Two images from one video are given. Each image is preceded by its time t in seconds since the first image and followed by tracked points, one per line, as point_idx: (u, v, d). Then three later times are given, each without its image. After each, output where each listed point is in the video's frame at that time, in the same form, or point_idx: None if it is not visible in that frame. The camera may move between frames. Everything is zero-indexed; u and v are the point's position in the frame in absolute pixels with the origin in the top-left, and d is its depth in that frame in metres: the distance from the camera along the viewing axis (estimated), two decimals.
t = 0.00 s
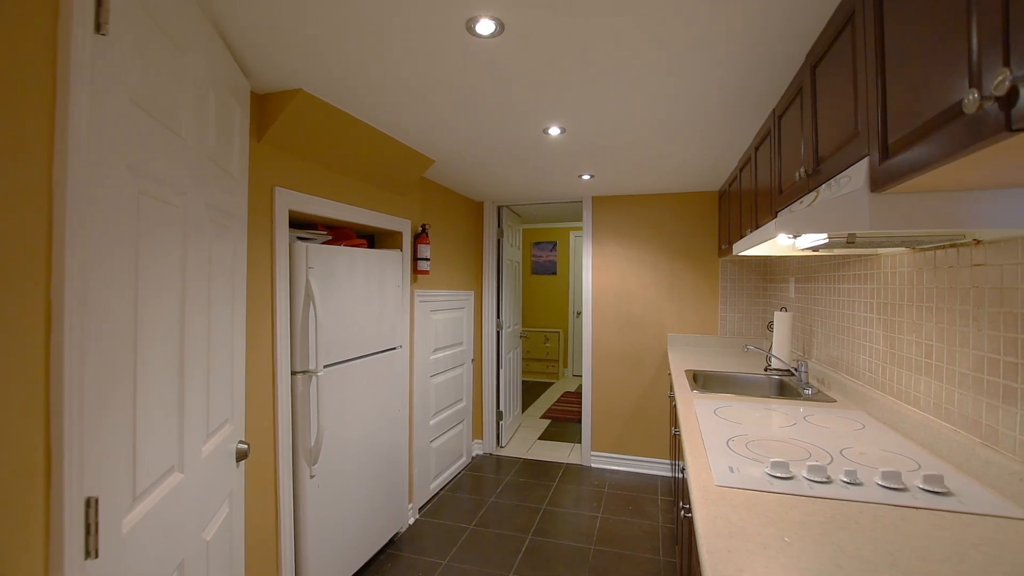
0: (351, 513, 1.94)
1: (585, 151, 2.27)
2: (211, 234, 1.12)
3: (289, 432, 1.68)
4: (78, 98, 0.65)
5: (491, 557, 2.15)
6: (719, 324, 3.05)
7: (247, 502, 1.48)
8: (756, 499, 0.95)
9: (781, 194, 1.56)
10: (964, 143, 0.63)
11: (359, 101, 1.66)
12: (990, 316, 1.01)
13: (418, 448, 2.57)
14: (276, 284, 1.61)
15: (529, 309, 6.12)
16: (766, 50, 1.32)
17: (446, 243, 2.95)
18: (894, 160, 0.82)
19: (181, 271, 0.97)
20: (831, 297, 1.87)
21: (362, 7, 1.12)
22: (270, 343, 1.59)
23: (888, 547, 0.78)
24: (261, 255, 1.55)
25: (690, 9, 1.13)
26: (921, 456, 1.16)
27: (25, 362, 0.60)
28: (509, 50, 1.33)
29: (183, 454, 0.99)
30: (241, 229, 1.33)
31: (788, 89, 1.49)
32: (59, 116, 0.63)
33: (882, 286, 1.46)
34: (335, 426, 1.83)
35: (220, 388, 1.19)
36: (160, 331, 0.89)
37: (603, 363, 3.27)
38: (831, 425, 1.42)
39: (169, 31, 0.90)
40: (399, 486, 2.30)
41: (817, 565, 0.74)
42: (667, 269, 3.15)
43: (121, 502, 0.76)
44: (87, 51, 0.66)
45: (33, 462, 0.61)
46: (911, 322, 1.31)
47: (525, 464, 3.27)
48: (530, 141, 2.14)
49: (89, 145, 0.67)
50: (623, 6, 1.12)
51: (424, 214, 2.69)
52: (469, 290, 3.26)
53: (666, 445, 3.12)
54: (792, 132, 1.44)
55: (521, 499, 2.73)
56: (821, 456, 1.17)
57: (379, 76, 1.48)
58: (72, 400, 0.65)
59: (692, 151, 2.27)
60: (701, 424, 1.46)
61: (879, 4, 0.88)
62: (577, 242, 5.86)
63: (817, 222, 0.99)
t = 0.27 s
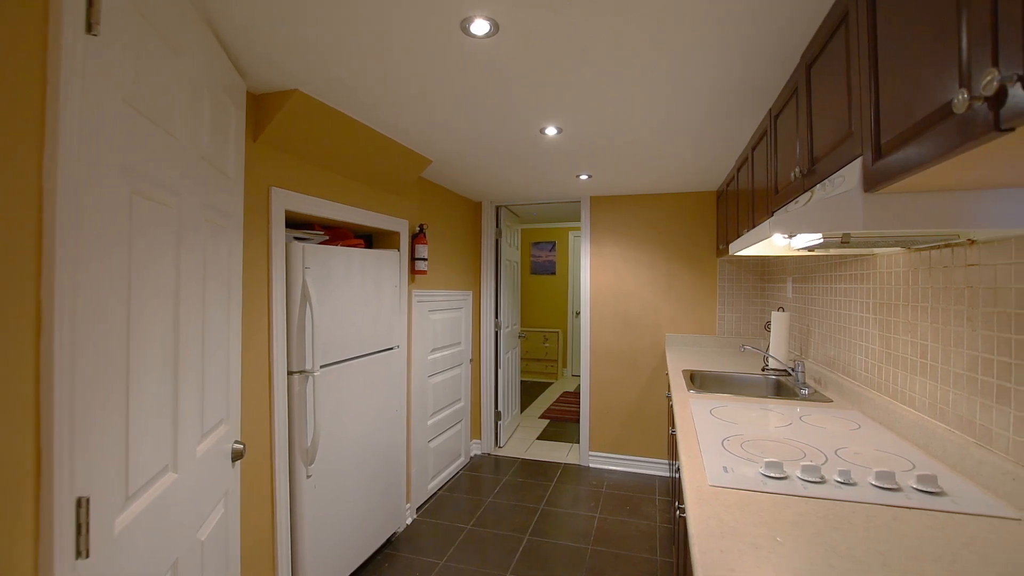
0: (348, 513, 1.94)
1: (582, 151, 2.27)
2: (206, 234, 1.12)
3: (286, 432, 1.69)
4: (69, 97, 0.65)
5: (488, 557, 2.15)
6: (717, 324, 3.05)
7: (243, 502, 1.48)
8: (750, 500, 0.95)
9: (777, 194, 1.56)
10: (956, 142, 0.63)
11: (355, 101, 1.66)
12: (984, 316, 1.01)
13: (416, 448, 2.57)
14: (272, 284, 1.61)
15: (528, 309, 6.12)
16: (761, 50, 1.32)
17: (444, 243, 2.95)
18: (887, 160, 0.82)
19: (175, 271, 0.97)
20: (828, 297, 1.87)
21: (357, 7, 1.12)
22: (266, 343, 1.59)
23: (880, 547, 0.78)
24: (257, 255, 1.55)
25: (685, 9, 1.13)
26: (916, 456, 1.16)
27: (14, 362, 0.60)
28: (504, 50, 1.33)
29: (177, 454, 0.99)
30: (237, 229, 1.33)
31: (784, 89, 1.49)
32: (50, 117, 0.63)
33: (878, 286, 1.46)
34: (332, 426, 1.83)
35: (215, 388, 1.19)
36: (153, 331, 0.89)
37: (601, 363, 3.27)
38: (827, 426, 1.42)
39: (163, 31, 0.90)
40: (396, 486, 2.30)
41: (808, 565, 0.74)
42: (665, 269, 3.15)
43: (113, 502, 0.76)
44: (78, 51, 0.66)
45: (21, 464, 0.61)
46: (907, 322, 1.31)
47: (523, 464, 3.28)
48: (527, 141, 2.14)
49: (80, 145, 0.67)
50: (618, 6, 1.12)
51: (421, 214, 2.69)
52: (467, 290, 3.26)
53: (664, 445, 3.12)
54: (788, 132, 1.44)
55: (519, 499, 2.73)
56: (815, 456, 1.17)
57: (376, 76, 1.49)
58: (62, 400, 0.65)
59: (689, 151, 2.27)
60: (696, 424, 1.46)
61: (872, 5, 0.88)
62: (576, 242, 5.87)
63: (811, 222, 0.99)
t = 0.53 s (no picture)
0: (345, 513, 1.94)
1: (579, 151, 2.27)
2: (199, 234, 1.12)
3: (282, 432, 1.69)
4: (58, 98, 0.65)
5: (484, 557, 2.15)
6: (715, 324, 3.05)
7: (238, 503, 1.48)
8: (742, 499, 0.95)
9: (773, 193, 1.56)
10: (946, 142, 0.63)
11: (350, 101, 1.66)
12: (977, 316, 1.01)
13: (413, 448, 2.57)
14: (268, 284, 1.61)
15: (527, 309, 6.12)
16: (756, 50, 1.32)
17: (442, 243, 2.95)
18: (878, 160, 0.82)
19: (168, 271, 0.97)
20: (824, 297, 1.86)
21: (350, 7, 1.12)
22: (262, 343, 1.59)
23: (871, 547, 0.78)
24: (253, 256, 1.55)
25: (677, 9, 1.14)
26: (909, 456, 1.16)
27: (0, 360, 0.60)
28: (498, 51, 1.34)
29: (169, 454, 0.99)
30: (231, 230, 1.33)
31: (779, 90, 1.49)
32: (38, 117, 0.63)
33: (874, 286, 1.46)
34: (328, 425, 1.84)
35: (209, 388, 1.19)
36: (145, 331, 0.89)
37: (599, 363, 3.27)
38: (822, 426, 1.42)
39: (154, 31, 0.91)
40: (393, 486, 2.31)
41: (798, 565, 0.74)
42: (663, 269, 3.15)
43: (103, 502, 0.76)
44: (66, 51, 0.66)
45: (8, 464, 0.61)
46: (901, 322, 1.31)
47: (521, 464, 3.28)
48: (524, 141, 2.14)
49: (69, 145, 0.67)
50: (610, 6, 1.12)
51: (419, 214, 2.69)
52: (464, 290, 3.26)
53: (662, 445, 3.12)
54: (782, 132, 1.44)
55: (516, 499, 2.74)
56: (809, 456, 1.17)
57: (370, 76, 1.49)
58: (50, 399, 0.65)
59: (686, 151, 2.27)
60: (691, 424, 1.46)
61: (863, 5, 0.88)
62: (575, 242, 5.87)
63: (803, 222, 0.99)
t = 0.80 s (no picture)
0: (341, 513, 1.94)
1: (575, 151, 2.27)
2: (192, 235, 1.12)
3: (277, 432, 1.69)
4: (46, 98, 0.65)
5: (481, 556, 2.15)
6: (712, 324, 3.05)
7: (233, 503, 1.48)
8: (734, 499, 0.95)
9: (767, 194, 1.56)
10: (932, 142, 0.63)
11: (345, 101, 1.66)
12: (969, 316, 1.01)
13: (410, 448, 2.58)
14: (263, 284, 1.61)
15: (525, 310, 6.12)
16: (750, 49, 1.32)
17: (439, 243, 2.95)
18: (868, 160, 0.82)
19: (161, 271, 0.97)
20: (821, 297, 1.86)
21: (342, 7, 1.12)
22: (257, 343, 1.60)
23: (861, 547, 0.78)
24: (247, 256, 1.55)
25: (670, 9, 1.13)
26: (902, 456, 1.16)
27: None
28: (491, 51, 1.34)
29: (162, 454, 0.99)
30: (225, 230, 1.33)
31: (774, 89, 1.49)
32: (25, 117, 0.63)
33: (869, 286, 1.46)
34: (324, 425, 1.84)
35: (203, 389, 1.19)
36: (137, 331, 0.89)
37: (596, 363, 3.27)
38: (816, 426, 1.42)
39: (146, 31, 0.91)
40: (390, 485, 2.31)
41: (787, 565, 0.74)
42: (660, 269, 3.15)
43: (94, 502, 0.76)
44: (54, 52, 0.66)
45: None
46: (895, 322, 1.31)
47: (519, 464, 3.28)
48: (520, 141, 2.14)
49: (58, 145, 0.67)
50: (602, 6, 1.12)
51: (415, 214, 2.69)
52: (462, 290, 3.26)
53: (660, 445, 3.12)
54: (777, 132, 1.44)
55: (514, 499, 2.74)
56: (802, 455, 1.17)
57: (365, 76, 1.49)
58: (37, 400, 0.65)
59: (682, 151, 2.27)
60: (686, 424, 1.46)
61: (854, 5, 0.88)
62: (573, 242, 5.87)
63: (795, 222, 0.99)
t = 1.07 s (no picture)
0: (337, 513, 1.94)
1: (571, 151, 2.28)
2: (186, 235, 1.12)
3: (273, 432, 1.69)
4: (35, 98, 0.65)
5: (478, 556, 2.15)
6: (710, 324, 3.05)
7: (229, 503, 1.49)
8: (727, 500, 0.95)
9: (763, 194, 1.56)
10: (921, 142, 0.63)
11: (341, 101, 1.66)
12: (962, 316, 1.01)
13: (408, 448, 2.58)
14: (259, 284, 1.61)
15: (524, 310, 6.12)
16: (744, 49, 1.32)
17: (436, 243, 2.96)
18: (858, 161, 0.82)
19: (153, 271, 0.97)
20: (817, 297, 1.86)
21: (335, 7, 1.12)
22: (253, 343, 1.60)
23: (852, 547, 0.78)
24: (243, 256, 1.55)
25: (663, 9, 1.13)
26: (897, 456, 1.16)
27: None
28: (486, 51, 1.34)
29: (155, 454, 0.99)
30: (220, 230, 1.34)
31: (768, 89, 1.49)
32: (14, 117, 0.63)
33: (864, 286, 1.45)
34: (320, 425, 1.84)
35: (197, 388, 1.19)
36: (130, 330, 0.89)
37: (594, 363, 3.27)
38: (811, 426, 1.42)
39: (137, 31, 0.91)
40: (388, 486, 2.31)
41: (778, 565, 0.74)
42: (658, 269, 3.15)
43: (84, 502, 0.76)
44: (43, 53, 0.66)
45: None
46: (890, 322, 1.31)
47: (517, 464, 3.28)
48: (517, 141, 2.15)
49: (46, 145, 0.67)
50: (595, 5, 1.12)
51: (413, 215, 2.69)
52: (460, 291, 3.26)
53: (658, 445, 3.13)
54: (772, 132, 1.44)
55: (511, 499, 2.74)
56: (796, 455, 1.17)
57: (359, 76, 1.49)
58: (25, 401, 0.65)
59: (678, 151, 2.27)
60: (681, 424, 1.46)
61: (845, 6, 0.88)
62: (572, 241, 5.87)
63: (786, 222, 0.99)
